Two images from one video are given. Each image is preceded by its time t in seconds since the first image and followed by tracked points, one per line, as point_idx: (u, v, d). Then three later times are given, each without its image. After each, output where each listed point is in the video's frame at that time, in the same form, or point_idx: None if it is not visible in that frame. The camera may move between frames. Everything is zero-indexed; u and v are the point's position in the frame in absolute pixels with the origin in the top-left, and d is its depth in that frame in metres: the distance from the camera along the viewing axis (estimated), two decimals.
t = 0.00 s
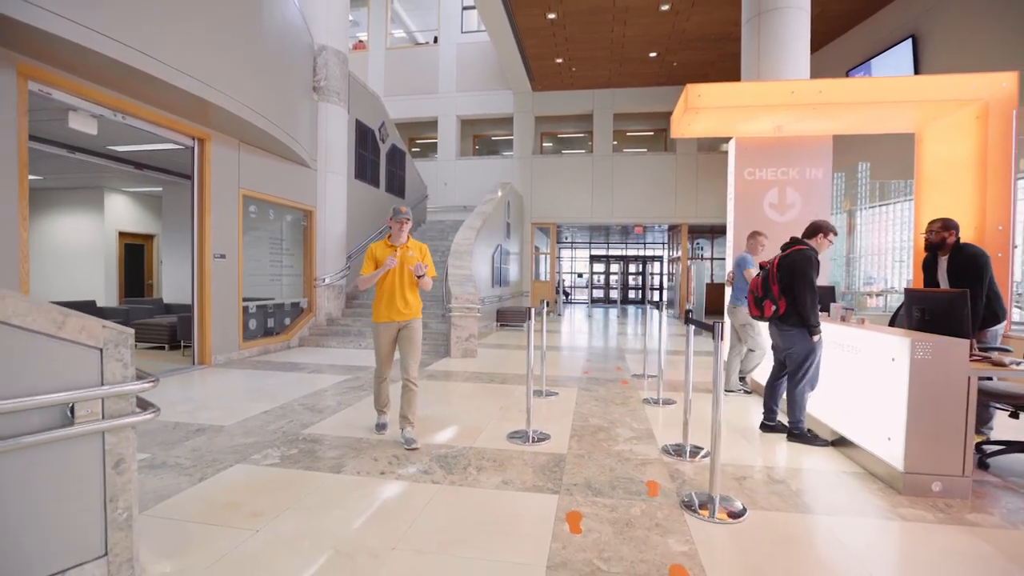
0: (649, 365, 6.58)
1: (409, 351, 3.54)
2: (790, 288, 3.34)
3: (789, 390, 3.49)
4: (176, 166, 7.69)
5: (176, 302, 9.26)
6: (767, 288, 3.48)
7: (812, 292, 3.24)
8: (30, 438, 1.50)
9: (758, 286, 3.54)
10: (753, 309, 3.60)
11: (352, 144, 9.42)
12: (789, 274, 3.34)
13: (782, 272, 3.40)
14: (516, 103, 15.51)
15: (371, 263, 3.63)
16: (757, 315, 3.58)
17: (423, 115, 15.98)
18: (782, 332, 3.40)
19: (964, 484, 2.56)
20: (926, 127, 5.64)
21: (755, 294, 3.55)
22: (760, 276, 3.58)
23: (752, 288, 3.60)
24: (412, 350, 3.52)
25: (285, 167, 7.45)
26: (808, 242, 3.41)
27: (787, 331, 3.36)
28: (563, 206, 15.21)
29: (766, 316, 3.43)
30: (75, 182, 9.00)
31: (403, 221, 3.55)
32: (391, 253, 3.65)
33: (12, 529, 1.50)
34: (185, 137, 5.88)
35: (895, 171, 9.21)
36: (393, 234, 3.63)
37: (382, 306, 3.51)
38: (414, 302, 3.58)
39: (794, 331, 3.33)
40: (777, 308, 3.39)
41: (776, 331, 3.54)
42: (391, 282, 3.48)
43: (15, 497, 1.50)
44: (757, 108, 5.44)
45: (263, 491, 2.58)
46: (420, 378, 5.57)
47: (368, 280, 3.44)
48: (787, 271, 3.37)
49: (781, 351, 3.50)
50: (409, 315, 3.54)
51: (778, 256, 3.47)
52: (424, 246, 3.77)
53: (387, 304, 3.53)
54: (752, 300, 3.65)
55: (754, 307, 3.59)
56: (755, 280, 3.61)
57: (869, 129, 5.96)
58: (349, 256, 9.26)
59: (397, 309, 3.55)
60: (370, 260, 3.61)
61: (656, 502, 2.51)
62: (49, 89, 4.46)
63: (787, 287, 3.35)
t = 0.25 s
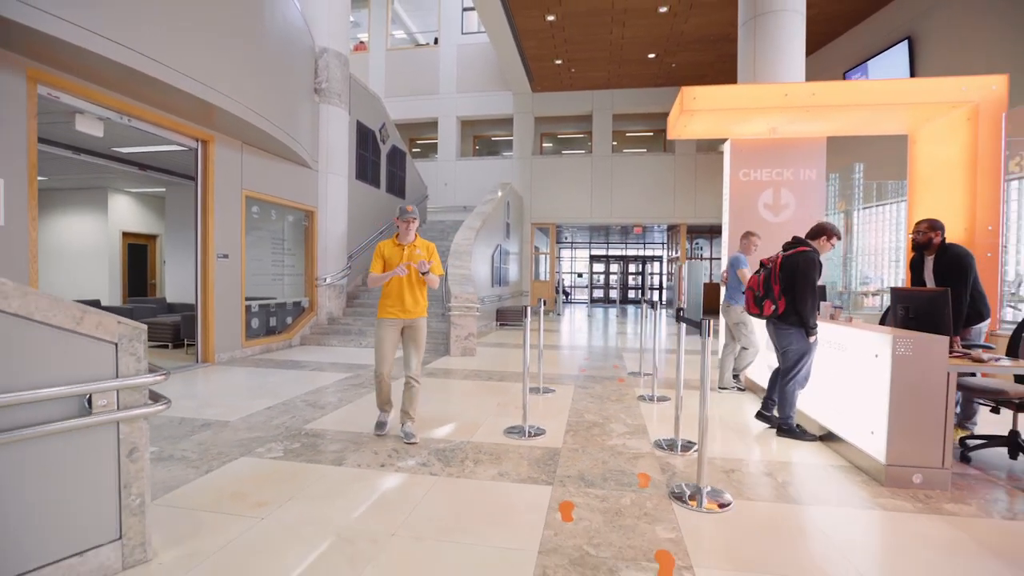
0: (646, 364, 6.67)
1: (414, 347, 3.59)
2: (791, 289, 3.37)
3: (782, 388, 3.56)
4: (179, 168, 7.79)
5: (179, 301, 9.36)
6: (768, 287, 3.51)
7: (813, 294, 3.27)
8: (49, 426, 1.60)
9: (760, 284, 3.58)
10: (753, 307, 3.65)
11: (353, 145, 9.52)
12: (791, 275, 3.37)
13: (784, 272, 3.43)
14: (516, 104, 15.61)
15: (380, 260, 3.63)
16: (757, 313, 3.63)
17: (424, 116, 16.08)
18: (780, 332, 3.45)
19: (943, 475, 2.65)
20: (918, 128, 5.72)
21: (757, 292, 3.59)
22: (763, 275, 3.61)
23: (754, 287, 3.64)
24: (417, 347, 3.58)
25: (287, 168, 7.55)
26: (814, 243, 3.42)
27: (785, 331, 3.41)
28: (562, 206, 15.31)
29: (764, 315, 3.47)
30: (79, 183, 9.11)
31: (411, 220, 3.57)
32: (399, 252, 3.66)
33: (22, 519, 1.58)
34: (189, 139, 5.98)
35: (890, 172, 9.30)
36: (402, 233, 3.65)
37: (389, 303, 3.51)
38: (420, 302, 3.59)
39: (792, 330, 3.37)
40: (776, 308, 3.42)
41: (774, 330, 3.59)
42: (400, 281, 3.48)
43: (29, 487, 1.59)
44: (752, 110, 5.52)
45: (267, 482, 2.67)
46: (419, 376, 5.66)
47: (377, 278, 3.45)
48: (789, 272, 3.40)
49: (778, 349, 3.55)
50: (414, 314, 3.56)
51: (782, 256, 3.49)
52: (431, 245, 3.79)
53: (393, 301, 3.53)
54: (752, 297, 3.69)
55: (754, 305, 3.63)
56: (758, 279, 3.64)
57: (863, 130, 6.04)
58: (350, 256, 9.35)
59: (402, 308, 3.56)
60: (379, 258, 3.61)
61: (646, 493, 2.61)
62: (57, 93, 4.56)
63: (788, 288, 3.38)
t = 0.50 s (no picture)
0: (642, 362, 6.76)
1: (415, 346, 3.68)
2: (779, 290, 3.45)
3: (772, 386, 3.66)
4: (182, 169, 7.89)
5: (181, 301, 9.46)
6: (758, 289, 3.60)
7: (800, 295, 3.35)
8: (66, 417, 1.69)
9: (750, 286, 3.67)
10: (745, 309, 3.74)
11: (354, 146, 9.62)
12: (779, 276, 3.46)
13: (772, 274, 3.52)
14: (515, 105, 15.71)
15: (382, 260, 3.70)
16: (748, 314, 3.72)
17: (424, 117, 16.18)
18: (771, 332, 3.53)
19: (923, 468, 2.75)
20: (910, 131, 5.81)
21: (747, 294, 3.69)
22: (753, 277, 3.71)
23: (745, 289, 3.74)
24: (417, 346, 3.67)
25: (289, 169, 7.65)
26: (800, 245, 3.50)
27: (775, 332, 3.49)
28: (561, 206, 15.41)
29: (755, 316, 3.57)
30: (83, 183, 9.22)
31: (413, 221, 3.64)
32: (400, 252, 3.73)
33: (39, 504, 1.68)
34: (192, 141, 6.08)
35: (886, 173, 9.39)
36: (403, 233, 3.72)
37: (390, 302, 3.57)
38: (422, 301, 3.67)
39: (782, 330, 3.46)
40: (766, 309, 3.51)
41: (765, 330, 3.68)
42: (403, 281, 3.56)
43: (46, 474, 1.69)
44: (746, 113, 5.62)
45: (270, 474, 2.77)
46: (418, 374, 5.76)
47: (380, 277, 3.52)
48: (777, 274, 3.48)
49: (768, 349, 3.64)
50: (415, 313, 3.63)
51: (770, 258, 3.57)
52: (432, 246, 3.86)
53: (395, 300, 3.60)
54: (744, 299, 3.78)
55: (745, 306, 3.73)
56: (748, 281, 3.74)
57: (856, 133, 6.13)
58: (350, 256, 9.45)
59: (404, 307, 3.62)
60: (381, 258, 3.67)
61: (635, 484, 2.71)
62: (65, 97, 4.66)
63: (776, 289, 3.47)
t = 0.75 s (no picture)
0: (640, 361, 6.85)
1: (415, 348, 3.74)
2: (769, 290, 3.54)
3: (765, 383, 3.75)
4: (186, 171, 8.00)
5: (185, 301, 9.57)
6: (749, 289, 3.69)
7: (789, 294, 3.44)
8: (84, 410, 1.79)
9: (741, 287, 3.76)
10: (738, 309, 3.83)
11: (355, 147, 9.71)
12: (768, 276, 3.55)
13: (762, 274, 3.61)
14: (516, 106, 15.80)
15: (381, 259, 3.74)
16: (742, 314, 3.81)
17: (425, 118, 16.29)
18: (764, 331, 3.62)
19: (908, 463, 2.83)
20: (904, 133, 5.88)
21: (739, 295, 3.77)
22: (743, 278, 3.80)
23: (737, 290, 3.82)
24: (417, 347, 3.73)
25: (291, 170, 7.75)
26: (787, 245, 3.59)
27: (768, 330, 3.58)
28: (561, 207, 15.50)
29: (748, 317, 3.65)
30: (88, 184, 9.34)
31: (411, 220, 3.68)
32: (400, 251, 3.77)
33: (61, 492, 1.78)
34: (196, 143, 6.18)
35: (883, 174, 9.46)
36: (402, 232, 3.75)
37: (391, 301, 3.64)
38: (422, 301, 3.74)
39: (773, 329, 3.55)
40: (758, 309, 3.60)
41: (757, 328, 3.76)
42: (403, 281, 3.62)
43: (67, 463, 1.78)
44: (742, 115, 5.70)
45: (276, 467, 2.87)
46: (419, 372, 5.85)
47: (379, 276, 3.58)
48: (766, 274, 3.57)
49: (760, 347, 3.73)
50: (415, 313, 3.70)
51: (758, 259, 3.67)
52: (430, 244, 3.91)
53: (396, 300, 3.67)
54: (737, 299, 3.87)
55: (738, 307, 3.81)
56: (739, 282, 3.83)
57: (851, 134, 6.20)
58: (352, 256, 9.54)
59: (404, 306, 3.69)
60: (381, 257, 3.72)
61: (628, 478, 2.80)
62: (75, 101, 4.77)
63: (766, 289, 3.56)
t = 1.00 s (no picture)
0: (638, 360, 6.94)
1: (415, 348, 3.83)
2: (760, 288, 3.64)
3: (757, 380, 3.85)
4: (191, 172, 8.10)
5: (189, 300, 9.67)
6: (742, 289, 3.79)
7: (780, 293, 3.53)
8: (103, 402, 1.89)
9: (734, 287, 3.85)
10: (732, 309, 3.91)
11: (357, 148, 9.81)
12: (759, 275, 3.65)
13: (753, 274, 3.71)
14: (516, 107, 15.89)
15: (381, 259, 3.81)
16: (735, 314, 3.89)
17: (426, 119, 16.39)
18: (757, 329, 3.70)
19: (894, 456, 2.92)
20: (898, 134, 5.97)
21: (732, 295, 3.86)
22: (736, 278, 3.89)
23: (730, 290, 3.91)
24: (418, 347, 3.81)
25: (294, 171, 7.86)
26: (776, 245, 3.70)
27: (761, 328, 3.66)
28: (561, 207, 15.59)
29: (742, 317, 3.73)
30: (94, 185, 9.45)
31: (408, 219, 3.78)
32: (399, 251, 3.85)
33: (82, 479, 1.88)
34: (201, 144, 6.28)
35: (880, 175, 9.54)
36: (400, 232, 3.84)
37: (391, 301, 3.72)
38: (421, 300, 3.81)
39: (766, 327, 3.64)
40: (751, 307, 3.69)
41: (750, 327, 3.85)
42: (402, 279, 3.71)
43: (86, 452, 1.88)
44: (738, 118, 5.78)
45: (282, 460, 2.97)
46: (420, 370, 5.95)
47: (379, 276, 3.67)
48: (757, 273, 3.68)
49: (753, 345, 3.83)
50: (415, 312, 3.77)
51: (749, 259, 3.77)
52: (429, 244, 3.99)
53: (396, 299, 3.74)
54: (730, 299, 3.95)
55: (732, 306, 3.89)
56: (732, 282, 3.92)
57: (846, 136, 6.28)
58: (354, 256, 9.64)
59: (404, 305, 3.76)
60: (380, 257, 3.79)
61: (622, 470, 2.90)
62: (83, 104, 4.88)
63: (758, 288, 3.66)
